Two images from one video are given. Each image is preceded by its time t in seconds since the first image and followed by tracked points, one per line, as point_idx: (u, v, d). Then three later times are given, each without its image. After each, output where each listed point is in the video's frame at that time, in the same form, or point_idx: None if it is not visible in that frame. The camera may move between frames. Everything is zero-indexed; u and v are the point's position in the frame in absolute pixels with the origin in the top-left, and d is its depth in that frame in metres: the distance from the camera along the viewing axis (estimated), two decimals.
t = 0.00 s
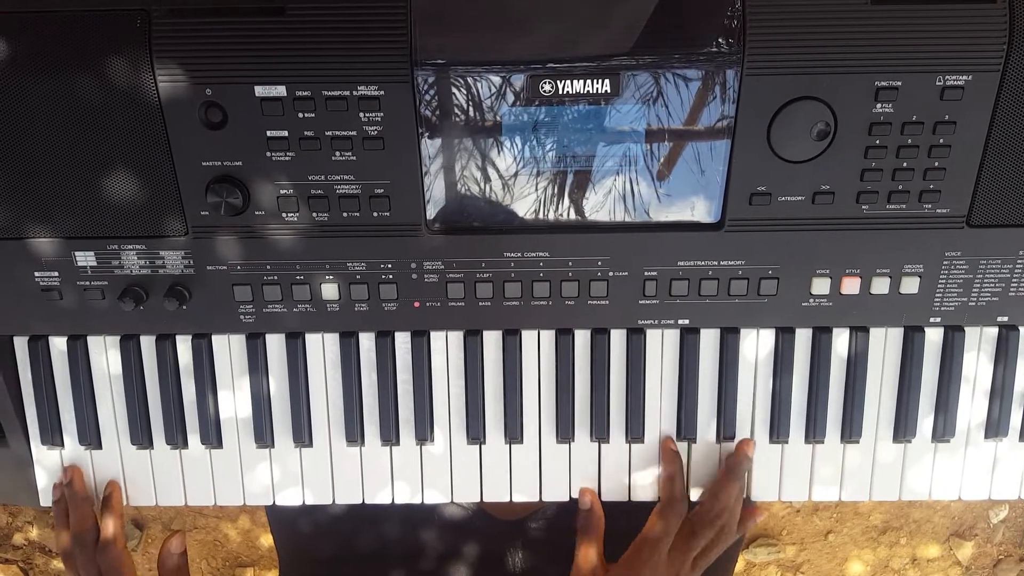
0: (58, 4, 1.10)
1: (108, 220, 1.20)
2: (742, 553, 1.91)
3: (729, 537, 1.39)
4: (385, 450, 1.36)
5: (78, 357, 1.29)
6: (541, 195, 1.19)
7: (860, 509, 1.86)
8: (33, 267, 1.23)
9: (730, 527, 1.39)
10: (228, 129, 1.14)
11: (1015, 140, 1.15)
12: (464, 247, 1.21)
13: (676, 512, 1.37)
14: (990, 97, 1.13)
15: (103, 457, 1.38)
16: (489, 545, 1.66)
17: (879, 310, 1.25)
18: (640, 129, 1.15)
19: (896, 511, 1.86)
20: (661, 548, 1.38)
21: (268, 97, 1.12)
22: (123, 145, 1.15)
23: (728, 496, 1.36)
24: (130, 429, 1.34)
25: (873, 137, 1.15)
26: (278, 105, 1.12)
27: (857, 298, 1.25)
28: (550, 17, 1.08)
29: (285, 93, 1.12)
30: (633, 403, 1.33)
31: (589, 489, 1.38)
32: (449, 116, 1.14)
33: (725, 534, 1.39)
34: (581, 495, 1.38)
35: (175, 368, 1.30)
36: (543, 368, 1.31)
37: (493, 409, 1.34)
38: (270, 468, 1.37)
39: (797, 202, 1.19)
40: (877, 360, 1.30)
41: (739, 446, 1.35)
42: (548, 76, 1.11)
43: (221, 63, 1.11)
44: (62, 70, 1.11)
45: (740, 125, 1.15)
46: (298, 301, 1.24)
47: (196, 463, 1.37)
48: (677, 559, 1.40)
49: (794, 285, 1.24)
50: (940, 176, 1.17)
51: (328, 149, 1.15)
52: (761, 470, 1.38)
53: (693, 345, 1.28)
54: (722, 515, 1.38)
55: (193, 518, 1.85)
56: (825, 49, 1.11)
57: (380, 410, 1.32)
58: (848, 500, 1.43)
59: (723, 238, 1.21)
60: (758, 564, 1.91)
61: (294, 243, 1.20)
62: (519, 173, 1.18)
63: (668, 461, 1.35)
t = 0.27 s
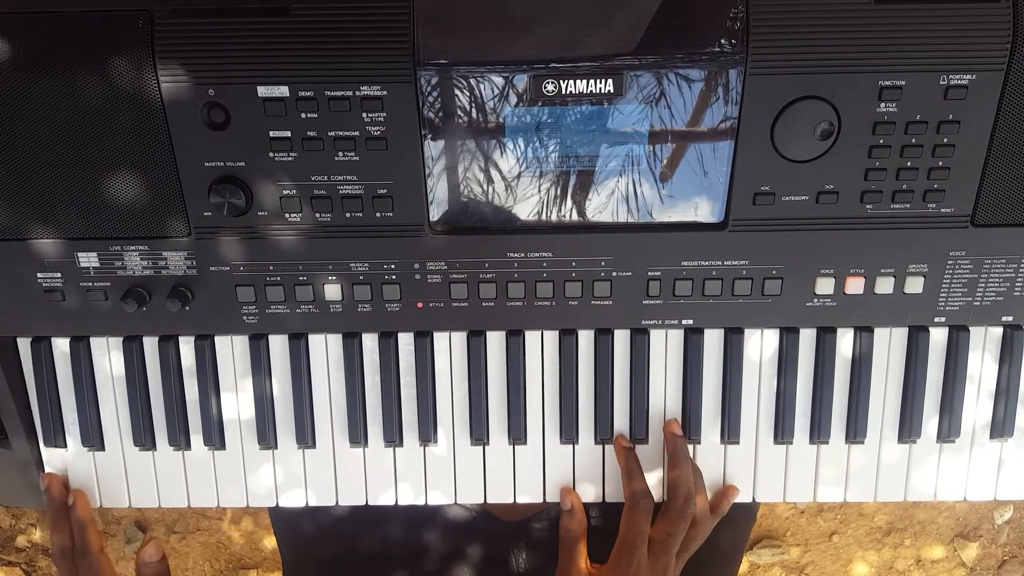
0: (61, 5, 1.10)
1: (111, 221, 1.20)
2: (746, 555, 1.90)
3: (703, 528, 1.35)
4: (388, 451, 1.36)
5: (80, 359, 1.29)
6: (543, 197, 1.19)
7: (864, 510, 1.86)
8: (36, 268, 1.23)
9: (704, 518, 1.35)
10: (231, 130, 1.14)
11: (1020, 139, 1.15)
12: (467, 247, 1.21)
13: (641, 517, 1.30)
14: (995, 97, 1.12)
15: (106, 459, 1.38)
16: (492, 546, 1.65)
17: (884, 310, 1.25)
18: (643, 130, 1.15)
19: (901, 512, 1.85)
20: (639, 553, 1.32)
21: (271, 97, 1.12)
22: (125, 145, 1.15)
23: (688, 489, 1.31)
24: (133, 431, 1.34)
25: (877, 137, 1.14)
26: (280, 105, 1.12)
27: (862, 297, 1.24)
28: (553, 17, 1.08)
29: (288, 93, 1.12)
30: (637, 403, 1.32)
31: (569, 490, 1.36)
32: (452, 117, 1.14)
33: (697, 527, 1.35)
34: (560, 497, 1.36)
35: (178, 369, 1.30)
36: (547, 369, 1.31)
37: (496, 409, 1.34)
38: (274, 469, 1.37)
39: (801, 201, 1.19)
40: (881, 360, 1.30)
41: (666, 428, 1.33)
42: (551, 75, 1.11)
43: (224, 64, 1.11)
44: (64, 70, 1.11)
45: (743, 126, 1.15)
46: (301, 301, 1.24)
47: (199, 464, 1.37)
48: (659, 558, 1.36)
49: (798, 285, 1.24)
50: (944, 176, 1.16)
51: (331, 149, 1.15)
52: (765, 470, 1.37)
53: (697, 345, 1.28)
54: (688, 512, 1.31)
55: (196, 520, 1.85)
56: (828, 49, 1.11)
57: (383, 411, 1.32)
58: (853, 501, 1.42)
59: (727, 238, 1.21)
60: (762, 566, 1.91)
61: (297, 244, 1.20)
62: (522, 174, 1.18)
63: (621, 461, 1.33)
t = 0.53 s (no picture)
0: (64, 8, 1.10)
1: (114, 224, 1.20)
2: (751, 556, 1.90)
3: (701, 532, 1.36)
4: (392, 453, 1.35)
5: (84, 362, 1.29)
6: (545, 198, 1.19)
7: (869, 511, 1.85)
8: (39, 271, 1.23)
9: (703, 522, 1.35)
10: (234, 132, 1.14)
11: None
12: (471, 248, 1.21)
13: (641, 521, 1.33)
14: (999, 95, 1.12)
15: (109, 462, 1.37)
16: (496, 548, 1.65)
17: (889, 309, 1.24)
18: (645, 132, 1.15)
19: (906, 513, 1.85)
20: (637, 556, 1.35)
21: (274, 100, 1.12)
22: (128, 148, 1.15)
23: (686, 492, 1.31)
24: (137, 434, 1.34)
25: (882, 136, 1.14)
26: (283, 108, 1.12)
27: (867, 297, 1.24)
28: (556, 17, 1.08)
29: (290, 95, 1.12)
30: (641, 405, 1.32)
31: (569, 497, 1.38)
32: (454, 119, 1.14)
33: (696, 530, 1.35)
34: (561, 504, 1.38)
35: (182, 372, 1.30)
36: (551, 371, 1.30)
37: (500, 411, 1.33)
38: (278, 472, 1.37)
39: (805, 201, 1.19)
40: (887, 361, 1.29)
41: (671, 430, 1.33)
42: (554, 76, 1.10)
43: (227, 66, 1.11)
44: (67, 74, 1.11)
45: (746, 126, 1.14)
46: (304, 304, 1.24)
47: (202, 468, 1.37)
48: (658, 563, 1.36)
49: (803, 285, 1.23)
50: (949, 174, 1.16)
51: (333, 151, 1.14)
52: (771, 472, 1.37)
53: (702, 346, 1.27)
54: (686, 515, 1.31)
55: (200, 524, 1.85)
56: (832, 48, 1.10)
57: (387, 413, 1.32)
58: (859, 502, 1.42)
59: (732, 239, 1.20)
60: (767, 567, 1.90)
61: (300, 246, 1.20)
62: (524, 176, 1.17)
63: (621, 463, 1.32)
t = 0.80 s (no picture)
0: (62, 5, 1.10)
1: (111, 222, 1.20)
2: (748, 557, 1.90)
3: (700, 529, 1.36)
4: (390, 453, 1.35)
5: (81, 361, 1.29)
6: (545, 199, 1.19)
7: (867, 512, 1.86)
8: (36, 269, 1.23)
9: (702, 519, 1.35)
10: (232, 131, 1.14)
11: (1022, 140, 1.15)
12: (469, 248, 1.21)
13: (644, 520, 1.31)
14: (996, 98, 1.12)
15: (106, 462, 1.37)
16: (494, 549, 1.65)
17: (886, 311, 1.25)
18: (645, 133, 1.15)
19: (903, 514, 1.85)
20: (638, 555, 1.34)
21: (272, 98, 1.12)
22: (126, 146, 1.15)
23: (687, 490, 1.31)
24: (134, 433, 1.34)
25: (879, 138, 1.14)
26: (281, 106, 1.12)
27: (864, 299, 1.24)
28: (554, 18, 1.08)
29: (288, 94, 1.12)
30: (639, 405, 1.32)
31: (569, 496, 1.37)
32: (454, 119, 1.14)
33: (696, 528, 1.35)
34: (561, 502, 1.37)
35: (179, 371, 1.30)
36: (549, 371, 1.30)
37: (498, 411, 1.33)
38: (275, 471, 1.37)
39: (802, 203, 1.19)
40: (884, 362, 1.29)
41: (671, 428, 1.33)
42: (553, 76, 1.11)
43: (225, 65, 1.11)
44: (65, 72, 1.11)
45: (744, 128, 1.15)
46: (302, 303, 1.24)
47: (200, 467, 1.37)
48: (659, 561, 1.36)
49: (800, 287, 1.23)
50: (946, 177, 1.16)
51: (332, 150, 1.14)
52: (768, 473, 1.37)
53: (699, 347, 1.28)
54: (687, 514, 1.32)
55: (197, 524, 1.84)
56: (829, 50, 1.11)
57: (385, 413, 1.32)
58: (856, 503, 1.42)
59: (730, 240, 1.21)
60: (764, 569, 1.90)
61: (298, 245, 1.20)
62: (524, 176, 1.17)
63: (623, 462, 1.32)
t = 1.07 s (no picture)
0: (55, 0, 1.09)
1: (104, 218, 1.19)
2: (741, 558, 1.90)
3: (691, 528, 1.36)
4: (383, 452, 1.35)
5: (73, 358, 1.28)
6: (541, 198, 1.19)
7: (859, 513, 1.86)
8: (28, 266, 1.22)
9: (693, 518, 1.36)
10: (226, 128, 1.14)
11: (1014, 143, 1.15)
12: (463, 248, 1.21)
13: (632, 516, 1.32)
14: (989, 101, 1.13)
15: (98, 459, 1.37)
16: (486, 548, 1.65)
17: (878, 313, 1.25)
18: (641, 133, 1.15)
19: (895, 515, 1.86)
20: (628, 551, 1.34)
21: (266, 95, 1.12)
22: (119, 143, 1.14)
23: (677, 488, 1.31)
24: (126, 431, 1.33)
25: (873, 140, 1.15)
26: (276, 104, 1.12)
27: (856, 300, 1.24)
28: (550, 18, 1.08)
29: (283, 92, 1.11)
30: (632, 406, 1.32)
31: (559, 494, 1.37)
32: (449, 118, 1.14)
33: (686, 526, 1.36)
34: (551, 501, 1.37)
35: (172, 369, 1.30)
36: (542, 371, 1.30)
37: (491, 411, 1.33)
38: (268, 470, 1.36)
39: (796, 204, 1.19)
40: (876, 364, 1.30)
41: (662, 426, 1.33)
42: (548, 76, 1.11)
43: (220, 62, 1.11)
44: (58, 67, 1.11)
45: (739, 129, 1.15)
46: (296, 301, 1.23)
47: (192, 465, 1.36)
48: (649, 559, 1.35)
49: (793, 288, 1.24)
50: (939, 179, 1.17)
51: (326, 148, 1.14)
52: (760, 473, 1.37)
53: (692, 348, 1.28)
54: (677, 512, 1.31)
55: (191, 522, 1.84)
56: (824, 52, 1.11)
57: (378, 412, 1.32)
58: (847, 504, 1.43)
59: (723, 241, 1.21)
60: (756, 569, 1.91)
61: (292, 243, 1.20)
62: (520, 176, 1.17)
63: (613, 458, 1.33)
